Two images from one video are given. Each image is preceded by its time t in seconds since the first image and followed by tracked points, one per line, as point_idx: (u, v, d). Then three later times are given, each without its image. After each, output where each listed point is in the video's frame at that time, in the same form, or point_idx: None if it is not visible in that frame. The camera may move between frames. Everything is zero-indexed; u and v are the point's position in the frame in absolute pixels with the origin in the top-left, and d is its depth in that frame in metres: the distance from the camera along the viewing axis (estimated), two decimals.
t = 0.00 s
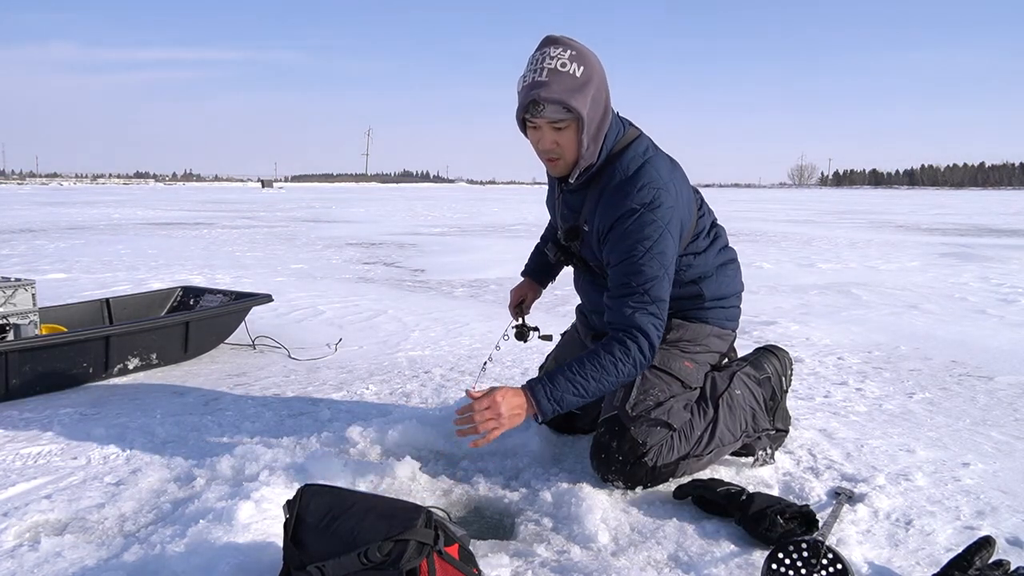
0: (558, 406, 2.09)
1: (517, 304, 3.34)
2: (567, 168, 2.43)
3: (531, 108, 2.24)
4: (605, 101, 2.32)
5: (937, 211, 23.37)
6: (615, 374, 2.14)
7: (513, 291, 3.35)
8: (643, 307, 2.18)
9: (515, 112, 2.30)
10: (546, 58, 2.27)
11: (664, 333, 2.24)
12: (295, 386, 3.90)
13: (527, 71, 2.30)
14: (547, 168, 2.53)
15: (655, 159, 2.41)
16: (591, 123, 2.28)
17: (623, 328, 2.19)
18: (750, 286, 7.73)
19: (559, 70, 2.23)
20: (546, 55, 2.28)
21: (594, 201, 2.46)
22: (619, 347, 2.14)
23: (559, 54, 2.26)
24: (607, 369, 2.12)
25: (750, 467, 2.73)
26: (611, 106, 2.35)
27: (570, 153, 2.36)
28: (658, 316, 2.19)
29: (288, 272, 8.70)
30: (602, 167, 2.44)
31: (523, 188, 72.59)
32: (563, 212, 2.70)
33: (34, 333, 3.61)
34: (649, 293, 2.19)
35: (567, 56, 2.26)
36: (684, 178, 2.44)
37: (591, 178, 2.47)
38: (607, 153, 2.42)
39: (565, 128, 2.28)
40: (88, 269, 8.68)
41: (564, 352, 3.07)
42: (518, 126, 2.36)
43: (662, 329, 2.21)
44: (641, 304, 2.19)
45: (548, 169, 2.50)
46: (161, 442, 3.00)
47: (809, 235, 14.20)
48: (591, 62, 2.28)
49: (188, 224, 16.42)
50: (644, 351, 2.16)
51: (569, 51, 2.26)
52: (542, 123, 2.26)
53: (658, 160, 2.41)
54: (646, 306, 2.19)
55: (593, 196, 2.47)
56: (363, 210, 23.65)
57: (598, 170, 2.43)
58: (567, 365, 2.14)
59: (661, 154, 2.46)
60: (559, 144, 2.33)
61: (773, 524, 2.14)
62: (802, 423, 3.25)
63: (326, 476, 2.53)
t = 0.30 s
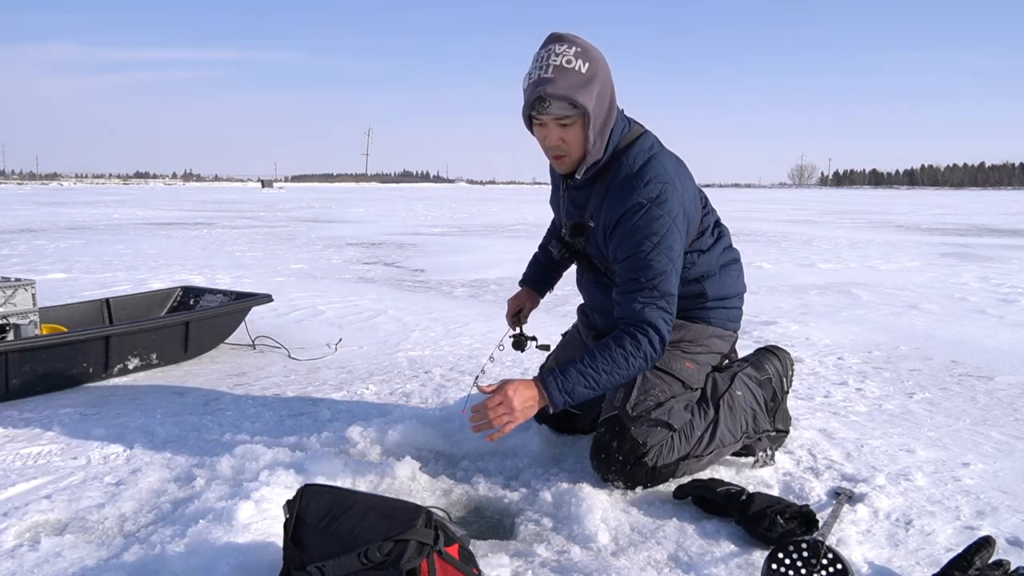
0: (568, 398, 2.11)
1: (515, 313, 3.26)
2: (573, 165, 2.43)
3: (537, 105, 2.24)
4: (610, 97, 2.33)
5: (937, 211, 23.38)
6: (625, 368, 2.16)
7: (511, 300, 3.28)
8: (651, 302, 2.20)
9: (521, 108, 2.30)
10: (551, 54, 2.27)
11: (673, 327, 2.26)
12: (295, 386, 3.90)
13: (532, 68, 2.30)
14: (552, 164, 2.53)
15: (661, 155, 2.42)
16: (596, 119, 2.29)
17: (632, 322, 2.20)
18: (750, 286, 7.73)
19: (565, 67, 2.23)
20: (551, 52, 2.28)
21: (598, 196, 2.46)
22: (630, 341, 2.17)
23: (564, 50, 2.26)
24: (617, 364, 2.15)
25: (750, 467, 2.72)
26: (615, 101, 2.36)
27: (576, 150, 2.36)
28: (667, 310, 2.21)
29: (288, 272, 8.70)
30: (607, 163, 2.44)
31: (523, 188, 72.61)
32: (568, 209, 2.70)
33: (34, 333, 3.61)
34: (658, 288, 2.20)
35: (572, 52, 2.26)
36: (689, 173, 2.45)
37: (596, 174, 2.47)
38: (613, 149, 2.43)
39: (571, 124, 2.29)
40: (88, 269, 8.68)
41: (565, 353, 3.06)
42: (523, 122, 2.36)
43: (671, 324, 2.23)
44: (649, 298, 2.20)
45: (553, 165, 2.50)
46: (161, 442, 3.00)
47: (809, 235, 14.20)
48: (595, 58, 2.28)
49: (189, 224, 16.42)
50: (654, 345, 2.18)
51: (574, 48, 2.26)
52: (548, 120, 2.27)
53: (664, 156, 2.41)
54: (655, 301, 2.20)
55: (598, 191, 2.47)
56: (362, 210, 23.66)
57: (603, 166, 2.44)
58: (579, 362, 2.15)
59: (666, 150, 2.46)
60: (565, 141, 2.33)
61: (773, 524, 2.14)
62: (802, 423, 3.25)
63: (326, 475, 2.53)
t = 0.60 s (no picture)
0: (603, 397, 2.15)
1: (512, 322, 3.18)
2: (578, 162, 2.44)
3: (541, 102, 2.26)
4: (614, 95, 2.35)
5: (937, 211, 23.39)
6: (656, 362, 2.18)
7: (509, 307, 3.20)
8: (675, 296, 2.21)
9: (525, 106, 2.32)
10: (555, 52, 2.29)
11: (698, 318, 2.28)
12: (295, 386, 3.90)
13: (536, 66, 2.31)
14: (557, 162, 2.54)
15: (667, 151, 2.43)
16: (601, 115, 2.30)
17: (658, 317, 2.21)
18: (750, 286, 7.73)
19: (568, 65, 2.25)
20: (555, 50, 2.30)
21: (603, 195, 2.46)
22: (658, 337, 2.18)
23: (568, 48, 2.28)
24: (648, 358, 2.17)
25: (750, 467, 2.72)
26: (619, 99, 2.37)
27: (580, 146, 2.37)
28: (692, 302, 2.22)
29: (288, 272, 8.71)
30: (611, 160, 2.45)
31: (522, 189, 72.65)
32: (572, 210, 2.70)
33: (34, 333, 3.61)
34: (678, 283, 2.22)
35: (576, 50, 2.28)
36: (693, 167, 2.46)
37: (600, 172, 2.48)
38: (619, 146, 2.43)
39: (575, 122, 2.30)
40: (88, 269, 8.68)
41: (565, 352, 3.05)
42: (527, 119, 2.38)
43: (698, 315, 2.25)
44: (673, 292, 2.21)
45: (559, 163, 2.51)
46: (161, 442, 3.00)
47: (809, 235, 14.20)
48: (599, 56, 2.30)
49: (189, 224, 16.43)
50: (683, 338, 2.19)
51: (577, 46, 2.28)
52: (552, 118, 2.28)
53: (669, 151, 2.42)
54: (679, 295, 2.22)
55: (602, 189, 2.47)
56: (362, 210, 23.67)
57: (610, 163, 2.44)
58: (611, 361, 2.18)
59: (670, 145, 2.48)
60: (569, 138, 2.35)
61: (773, 524, 2.14)
62: (802, 423, 3.25)
63: (326, 475, 2.53)
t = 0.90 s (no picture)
0: (675, 361, 2.28)
1: (512, 322, 3.14)
2: (588, 137, 2.52)
3: (552, 76, 2.35)
4: (624, 71, 2.43)
5: (937, 211, 23.38)
6: (719, 318, 2.30)
7: (508, 307, 3.16)
8: (725, 253, 2.32)
9: (537, 80, 2.40)
10: (566, 27, 2.38)
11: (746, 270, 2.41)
12: (295, 386, 3.90)
13: (547, 41, 2.40)
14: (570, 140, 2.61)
15: (679, 125, 2.54)
16: (611, 90, 2.38)
17: (709, 279, 2.34)
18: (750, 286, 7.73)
19: (579, 38, 2.34)
20: (566, 25, 2.39)
21: (620, 171, 2.52)
22: (718, 294, 2.29)
23: (579, 23, 2.37)
24: (708, 318, 2.29)
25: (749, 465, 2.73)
26: (628, 76, 2.45)
27: (590, 121, 2.45)
28: (742, 255, 2.35)
29: (288, 272, 8.71)
30: (624, 137, 2.53)
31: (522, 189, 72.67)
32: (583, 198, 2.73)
33: (34, 333, 3.61)
34: (723, 239, 2.33)
35: (586, 24, 2.37)
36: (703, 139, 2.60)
37: (613, 148, 2.55)
38: (632, 122, 2.52)
39: (585, 96, 2.38)
40: (88, 269, 8.68)
41: (563, 354, 3.02)
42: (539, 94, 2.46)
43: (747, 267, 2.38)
44: (723, 250, 2.33)
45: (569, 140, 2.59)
46: (162, 442, 3.00)
47: (809, 235, 14.20)
48: (608, 31, 2.39)
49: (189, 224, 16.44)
50: (741, 289, 2.31)
51: (588, 21, 2.37)
52: (562, 92, 2.37)
53: (681, 125, 2.54)
54: (728, 251, 2.33)
55: (618, 166, 2.53)
56: (362, 210, 23.67)
57: (628, 140, 2.52)
58: (674, 328, 2.30)
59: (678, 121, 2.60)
60: (579, 112, 2.42)
61: (773, 524, 2.14)
62: (802, 423, 3.25)
63: (326, 474, 2.53)
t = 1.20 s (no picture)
0: (704, 312, 2.42)
1: (506, 319, 3.15)
2: (603, 104, 2.63)
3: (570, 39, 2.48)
4: (638, 38, 2.55)
5: (937, 211, 23.38)
6: (750, 266, 2.45)
7: (501, 306, 3.17)
8: (754, 204, 2.47)
9: (554, 44, 2.54)
10: None
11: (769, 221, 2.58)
12: (295, 387, 3.90)
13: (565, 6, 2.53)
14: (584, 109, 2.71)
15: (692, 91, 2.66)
16: (626, 54, 2.50)
17: (739, 231, 2.48)
18: (750, 286, 7.73)
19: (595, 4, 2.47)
20: None
21: (640, 130, 2.61)
22: (750, 243, 2.44)
23: None
24: (739, 269, 2.44)
25: (745, 463, 2.74)
26: (644, 45, 2.58)
27: (605, 87, 2.57)
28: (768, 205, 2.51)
29: (289, 272, 8.71)
30: (642, 101, 2.62)
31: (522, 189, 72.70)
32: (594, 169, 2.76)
33: (34, 333, 3.61)
34: (752, 191, 2.48)
35: None
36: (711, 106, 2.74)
37: (631, 113, 2.63)
38: (649, 88, 2.62)
39: (600, 60, 2.51)
40: (88, 269, 8.68)
41: (555, 355, 2.99)
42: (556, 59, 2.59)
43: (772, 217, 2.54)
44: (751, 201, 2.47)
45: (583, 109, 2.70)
46: (161, 442, 3.00)
47: (809, 235, 14.19)
48: None
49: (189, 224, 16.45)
50: (770, 237, 2.46)
51: None
52: (578, 56, 2.51)
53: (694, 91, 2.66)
54: (756, 202, 2.48)
55: (639, 127, 2.61)
56: (362, 210, 23.68)
57: (646, 105, 2.61)
58: (707, 280, 2.44)
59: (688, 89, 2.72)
60: (594, 77, 2.55)
61: (773, 524, 2.14)
62: (802, 423, 3.25)
63: (326, 474, 2.53)
